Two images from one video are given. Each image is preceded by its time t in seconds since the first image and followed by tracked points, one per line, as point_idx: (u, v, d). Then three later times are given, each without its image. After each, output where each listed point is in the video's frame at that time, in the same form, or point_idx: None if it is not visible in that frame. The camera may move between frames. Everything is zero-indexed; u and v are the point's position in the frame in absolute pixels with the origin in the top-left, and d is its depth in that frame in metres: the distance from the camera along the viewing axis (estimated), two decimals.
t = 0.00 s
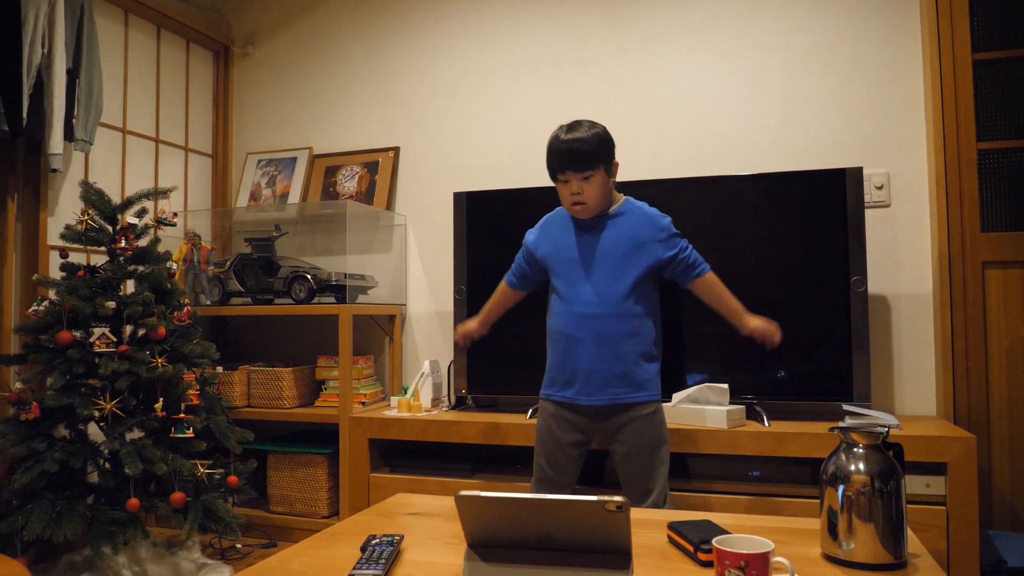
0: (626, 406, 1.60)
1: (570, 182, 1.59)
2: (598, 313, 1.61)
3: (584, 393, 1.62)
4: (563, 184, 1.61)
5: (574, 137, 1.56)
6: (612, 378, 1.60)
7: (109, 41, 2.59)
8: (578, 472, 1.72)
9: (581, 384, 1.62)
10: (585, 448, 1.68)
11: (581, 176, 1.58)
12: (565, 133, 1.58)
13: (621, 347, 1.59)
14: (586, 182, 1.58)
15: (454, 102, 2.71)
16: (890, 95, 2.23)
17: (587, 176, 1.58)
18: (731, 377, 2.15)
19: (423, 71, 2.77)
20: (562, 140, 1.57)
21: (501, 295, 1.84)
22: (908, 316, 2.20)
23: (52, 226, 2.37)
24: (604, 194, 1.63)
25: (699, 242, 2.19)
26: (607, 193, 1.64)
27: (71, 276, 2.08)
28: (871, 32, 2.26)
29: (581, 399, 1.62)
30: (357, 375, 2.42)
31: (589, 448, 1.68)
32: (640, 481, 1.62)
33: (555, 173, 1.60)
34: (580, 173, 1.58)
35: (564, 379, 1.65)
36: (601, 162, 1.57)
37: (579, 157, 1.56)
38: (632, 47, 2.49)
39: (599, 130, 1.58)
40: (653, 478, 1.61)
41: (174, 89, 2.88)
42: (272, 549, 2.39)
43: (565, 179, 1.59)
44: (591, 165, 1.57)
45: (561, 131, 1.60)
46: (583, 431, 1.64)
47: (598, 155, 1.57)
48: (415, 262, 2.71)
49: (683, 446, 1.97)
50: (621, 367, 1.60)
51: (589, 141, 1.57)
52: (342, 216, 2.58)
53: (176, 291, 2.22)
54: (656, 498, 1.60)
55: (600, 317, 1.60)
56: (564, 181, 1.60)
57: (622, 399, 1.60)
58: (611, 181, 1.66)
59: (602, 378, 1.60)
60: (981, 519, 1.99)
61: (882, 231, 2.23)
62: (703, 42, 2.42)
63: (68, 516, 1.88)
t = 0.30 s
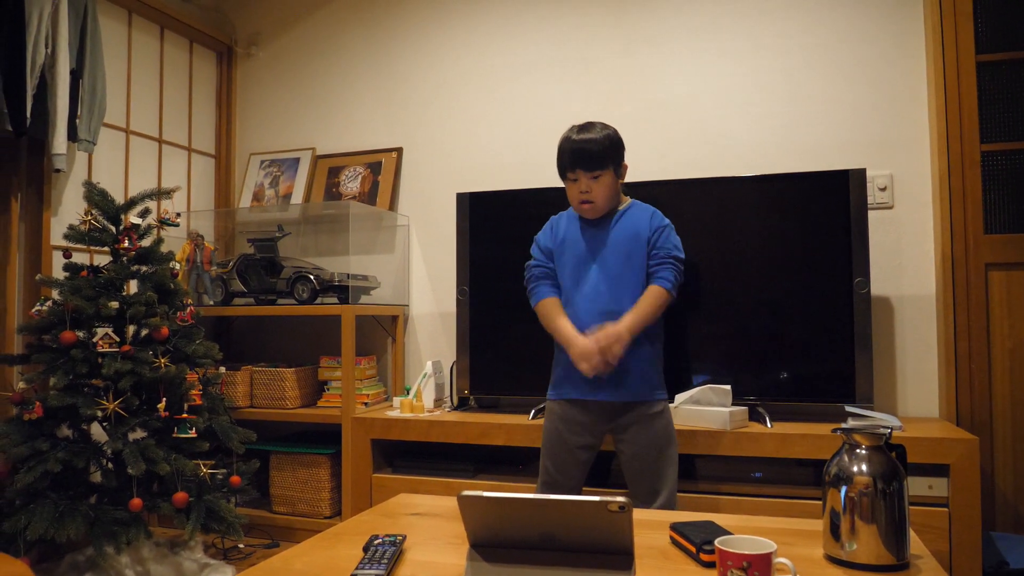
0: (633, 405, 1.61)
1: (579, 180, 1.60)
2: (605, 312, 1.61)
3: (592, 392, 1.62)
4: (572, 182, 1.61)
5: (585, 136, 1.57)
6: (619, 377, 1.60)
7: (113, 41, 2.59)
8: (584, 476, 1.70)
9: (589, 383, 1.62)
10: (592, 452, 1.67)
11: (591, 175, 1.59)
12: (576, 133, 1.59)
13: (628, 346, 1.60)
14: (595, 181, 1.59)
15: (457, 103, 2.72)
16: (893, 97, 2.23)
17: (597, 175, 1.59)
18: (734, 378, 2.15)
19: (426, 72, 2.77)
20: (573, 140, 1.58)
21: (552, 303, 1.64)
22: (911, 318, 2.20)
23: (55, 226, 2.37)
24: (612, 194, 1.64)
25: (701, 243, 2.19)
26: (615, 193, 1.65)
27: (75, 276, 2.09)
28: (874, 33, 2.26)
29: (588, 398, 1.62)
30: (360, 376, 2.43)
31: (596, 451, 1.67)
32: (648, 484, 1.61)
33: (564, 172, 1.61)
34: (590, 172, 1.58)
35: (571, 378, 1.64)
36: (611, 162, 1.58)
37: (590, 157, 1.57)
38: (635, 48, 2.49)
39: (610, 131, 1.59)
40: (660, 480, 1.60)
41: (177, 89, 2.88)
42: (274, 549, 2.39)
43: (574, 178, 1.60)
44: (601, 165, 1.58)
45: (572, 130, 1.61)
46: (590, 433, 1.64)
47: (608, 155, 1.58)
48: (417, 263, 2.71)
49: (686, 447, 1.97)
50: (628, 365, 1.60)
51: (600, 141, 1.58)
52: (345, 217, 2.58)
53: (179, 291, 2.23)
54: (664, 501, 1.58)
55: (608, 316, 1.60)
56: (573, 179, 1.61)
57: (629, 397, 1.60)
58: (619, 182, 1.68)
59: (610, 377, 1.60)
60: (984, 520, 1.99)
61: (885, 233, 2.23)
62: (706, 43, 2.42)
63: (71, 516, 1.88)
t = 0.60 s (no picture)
0: (624, 400, 1.59)
1: (584, 168, 1.62)
2: (601, 304, 1.61)
3: (583, 382, 1.61)
4: (577, 171, 1.63)
5: (591, 128, 1.61)
6: (611, 369, 1.59)
7: (116, 40, 2.60)
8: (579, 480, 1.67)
9: (583, 375, 1.61)
10: (588, 453, 1.65)
11: (596, 163, 1.61)
12: (582, 125, 1.63)
13: (621, 339, 1.59)
14: (600, 169, 1.61)
15: (460, 102, 2.72)
16: (895, 96, 2.23)
17: (602, 163, 1.61)
18: (736, 378, 2.15)
19: (428, 71, 2.78)
20: (580, 130, 1.61)
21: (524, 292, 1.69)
22: (914, 318, 2.19)
23: (57, 225, 2.38)
24: (616, 187, 1.66)
25: (703, 242, 2.19)
26: (619, 187, 1.67)
27: (77, 274, 2.09)
28: (876, 33, 2.26)
29: (579, 389, 1.61)
30: (362, 375, 2.43)
31: (591, 453, 1.65)
32: (645, 485, 1.58)
33: (570, 162, 1.64)
34: (596, 160, 1.61)
35: (563, 368, 1.64)
36: (616, 152, 1.61)
37: (596, 145, 1.60)
38: (637, 47, 2.49)
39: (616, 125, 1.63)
40: (657, 481, 1.57)
41: (180, 88, 2.89)
42: (276, 548, 2.40)
43: (579, 166, 1.62)
44: (607, 154, 1.61)
45: (579, 124, 1.65)
46: (585, 432, 1.62)
47: (613, 145, 1.61)
48: (419, 262, 2.72)
49: (688, 446, 1.97)
50: (620, 359, 1.59)
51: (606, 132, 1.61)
52: (347, 216, 2.58)
53: (182, 289, 2.23)
54: (662, 502, 1.55)
55: (603, 308, 1.60)
56: (578, 168, 1.63)
57: (622, 390, 1.58)
58: (623, 181, 1.70)
59: (601, 369, 1.59)
60: (986, 520, 1.99)
61: (887, 233, 2.23)
62: (708, 43, 2.42)
63: (73, 514, 1.88)
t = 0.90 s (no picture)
0: (620, 393, 1.58)
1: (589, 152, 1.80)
2: (596, 295, 1.61)
3: (578, 374, 1.60)
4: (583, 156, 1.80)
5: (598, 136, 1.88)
6: (606, 361, 1.59)
7: (115, 40, 2.60)
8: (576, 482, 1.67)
9: (577, 367, 1.61)
10: (585, 455, 1.64)
11: (600, 149, 1.80)
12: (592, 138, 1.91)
13: (617, 331, 1.59)
14: (604, 152, 1.79)
15: (459, 103, 2.72)
16: (894, 99, 2.23)
17: (606, 149, 1.80)
18: (734, 380, 2.15)
19: (427, 72, 2.77)
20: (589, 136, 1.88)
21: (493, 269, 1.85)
22: (911, 320, 2.20)
23: (55, 225, 2.38)
24: (618, 174, 1.77)
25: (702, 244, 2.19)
26: (620, 180, 1.78)
27: (75, 275, 2.09)
28: (875, 35, 2.26)
29: (574, 381, 1.60)
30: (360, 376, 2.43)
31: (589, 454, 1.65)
32: (643, 487, 1.57)
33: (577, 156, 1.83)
34: (600, 147, 1.80)
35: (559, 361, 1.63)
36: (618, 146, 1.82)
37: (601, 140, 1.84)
38: (636, 49, 2.49)
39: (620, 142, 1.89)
40: (655, 484, 1.56)
41: (179, 88, 2.88)
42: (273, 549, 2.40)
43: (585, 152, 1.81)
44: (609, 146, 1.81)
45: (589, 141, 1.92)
46: (583, 434, 1.62)
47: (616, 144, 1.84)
48: (418, 263, 2.72)
49: (685, 449, 1.97)
50: (615, 351, 1.59)
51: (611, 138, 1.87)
52: (346, 217, 2.58)
53: (180, 290, 2.23)
54: (659, 504, 1.55)
55: (598, 299, 1.61)
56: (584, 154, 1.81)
57: (616, 381, 1.58)
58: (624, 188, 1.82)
59: (596, 359, 1.59)
60: (983, 523, 1.99)
61: (886, 235, 2.23)
62: (708, 45, 2.42)
63: (69, 516, 1.88)
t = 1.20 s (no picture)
0: (623, 399, 1.58)
1: (584, 155, 1.72)
2: (598, 302, 1.61)
3: (582, 382, 1.59)
4: (577, 159, 1.73)
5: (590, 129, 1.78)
6: (609, 368, 1.59)
7: (111, 44, 2.60)
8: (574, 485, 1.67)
9: (580, 375, 1.60)
10: (583, 457, 1.64)
11: (595, 151, 1.72)
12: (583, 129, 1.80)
13: (619, 338, 1.59)
14: (599, 156, 1.71)
15: (456, 106, 2.72)
16: (889, 101, 2.24)
17: (601, 153, 1.72)
18: (732, 383, 2.15)
19: (424, 75, 2.78)
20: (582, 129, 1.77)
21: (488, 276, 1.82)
22: (908, 323, 2.20)
23: (52, 229, 2.37)
24: (612, 180, 1.73)
25: (699, 247, 2.19)
26: (613, 183, 1.74)
27: (71, 279, 2.09)
28: (871, 38, 2.27)
29: (578, 389, 1.59)
30: (357, 379, 2.43)
31: (587, 457, 1.65)
32: (643, 489, 1.58)
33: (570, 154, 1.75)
34: (595, 150, 1.72)
35: (561, 369, 1.62)
36: (612, 147, 1.74)
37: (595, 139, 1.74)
38: (632, 52, 2.50)
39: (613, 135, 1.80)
40: (655, 486, 1.57)
41: (176, 91, 2.88)
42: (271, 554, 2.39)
43: (579, 154, 1.73)
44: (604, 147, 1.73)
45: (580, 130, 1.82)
46: (582, 437, 1.62)
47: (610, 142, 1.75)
48: (415, 267, 2.72)
49: (683, 452, 1.97)
50: (619, 357, 1.59)
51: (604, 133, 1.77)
52: (343, 220, 2.58)
53: (176, 294, 2.23)
54: (660, 506, 1.56)
55: (599, 307, 1.60)
56: (577, 156, 1.73)
57: (621, 389, 1.58)
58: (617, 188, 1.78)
59: (600, 368, 1.59)
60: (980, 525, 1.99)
61: (882, 238, 2.23)
62: (704, 48, 2.42)
63: (65, 520, 1.88)
